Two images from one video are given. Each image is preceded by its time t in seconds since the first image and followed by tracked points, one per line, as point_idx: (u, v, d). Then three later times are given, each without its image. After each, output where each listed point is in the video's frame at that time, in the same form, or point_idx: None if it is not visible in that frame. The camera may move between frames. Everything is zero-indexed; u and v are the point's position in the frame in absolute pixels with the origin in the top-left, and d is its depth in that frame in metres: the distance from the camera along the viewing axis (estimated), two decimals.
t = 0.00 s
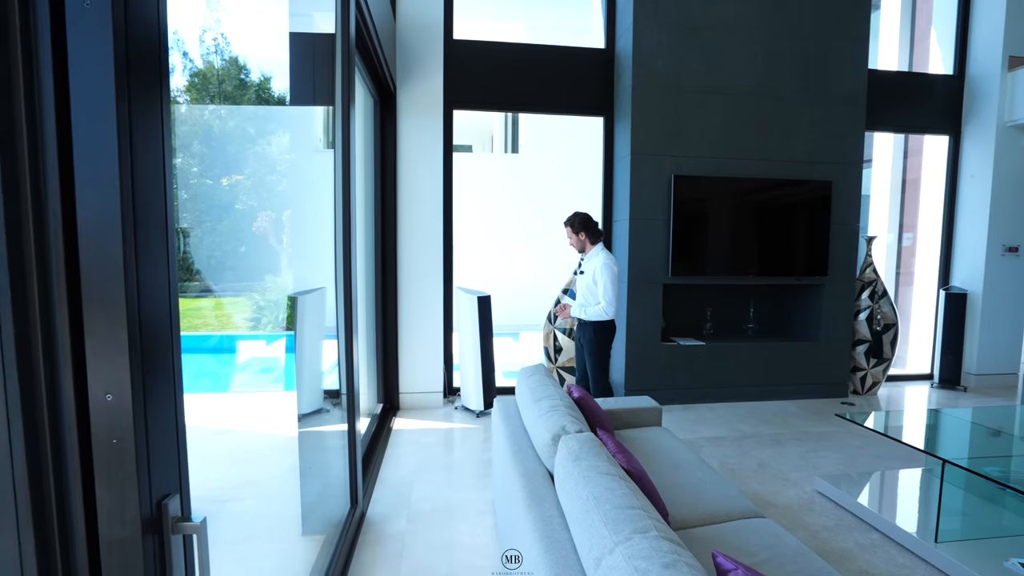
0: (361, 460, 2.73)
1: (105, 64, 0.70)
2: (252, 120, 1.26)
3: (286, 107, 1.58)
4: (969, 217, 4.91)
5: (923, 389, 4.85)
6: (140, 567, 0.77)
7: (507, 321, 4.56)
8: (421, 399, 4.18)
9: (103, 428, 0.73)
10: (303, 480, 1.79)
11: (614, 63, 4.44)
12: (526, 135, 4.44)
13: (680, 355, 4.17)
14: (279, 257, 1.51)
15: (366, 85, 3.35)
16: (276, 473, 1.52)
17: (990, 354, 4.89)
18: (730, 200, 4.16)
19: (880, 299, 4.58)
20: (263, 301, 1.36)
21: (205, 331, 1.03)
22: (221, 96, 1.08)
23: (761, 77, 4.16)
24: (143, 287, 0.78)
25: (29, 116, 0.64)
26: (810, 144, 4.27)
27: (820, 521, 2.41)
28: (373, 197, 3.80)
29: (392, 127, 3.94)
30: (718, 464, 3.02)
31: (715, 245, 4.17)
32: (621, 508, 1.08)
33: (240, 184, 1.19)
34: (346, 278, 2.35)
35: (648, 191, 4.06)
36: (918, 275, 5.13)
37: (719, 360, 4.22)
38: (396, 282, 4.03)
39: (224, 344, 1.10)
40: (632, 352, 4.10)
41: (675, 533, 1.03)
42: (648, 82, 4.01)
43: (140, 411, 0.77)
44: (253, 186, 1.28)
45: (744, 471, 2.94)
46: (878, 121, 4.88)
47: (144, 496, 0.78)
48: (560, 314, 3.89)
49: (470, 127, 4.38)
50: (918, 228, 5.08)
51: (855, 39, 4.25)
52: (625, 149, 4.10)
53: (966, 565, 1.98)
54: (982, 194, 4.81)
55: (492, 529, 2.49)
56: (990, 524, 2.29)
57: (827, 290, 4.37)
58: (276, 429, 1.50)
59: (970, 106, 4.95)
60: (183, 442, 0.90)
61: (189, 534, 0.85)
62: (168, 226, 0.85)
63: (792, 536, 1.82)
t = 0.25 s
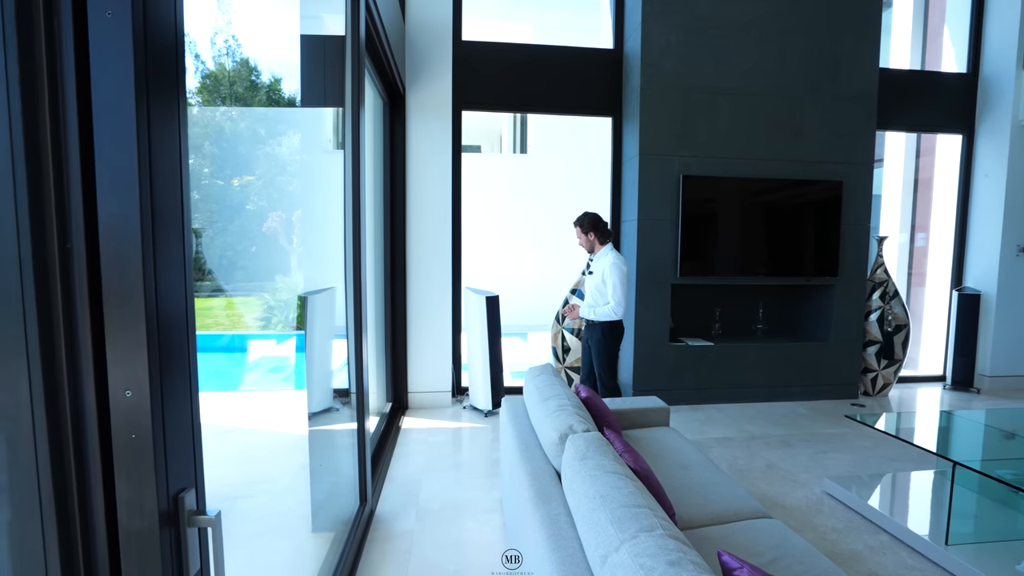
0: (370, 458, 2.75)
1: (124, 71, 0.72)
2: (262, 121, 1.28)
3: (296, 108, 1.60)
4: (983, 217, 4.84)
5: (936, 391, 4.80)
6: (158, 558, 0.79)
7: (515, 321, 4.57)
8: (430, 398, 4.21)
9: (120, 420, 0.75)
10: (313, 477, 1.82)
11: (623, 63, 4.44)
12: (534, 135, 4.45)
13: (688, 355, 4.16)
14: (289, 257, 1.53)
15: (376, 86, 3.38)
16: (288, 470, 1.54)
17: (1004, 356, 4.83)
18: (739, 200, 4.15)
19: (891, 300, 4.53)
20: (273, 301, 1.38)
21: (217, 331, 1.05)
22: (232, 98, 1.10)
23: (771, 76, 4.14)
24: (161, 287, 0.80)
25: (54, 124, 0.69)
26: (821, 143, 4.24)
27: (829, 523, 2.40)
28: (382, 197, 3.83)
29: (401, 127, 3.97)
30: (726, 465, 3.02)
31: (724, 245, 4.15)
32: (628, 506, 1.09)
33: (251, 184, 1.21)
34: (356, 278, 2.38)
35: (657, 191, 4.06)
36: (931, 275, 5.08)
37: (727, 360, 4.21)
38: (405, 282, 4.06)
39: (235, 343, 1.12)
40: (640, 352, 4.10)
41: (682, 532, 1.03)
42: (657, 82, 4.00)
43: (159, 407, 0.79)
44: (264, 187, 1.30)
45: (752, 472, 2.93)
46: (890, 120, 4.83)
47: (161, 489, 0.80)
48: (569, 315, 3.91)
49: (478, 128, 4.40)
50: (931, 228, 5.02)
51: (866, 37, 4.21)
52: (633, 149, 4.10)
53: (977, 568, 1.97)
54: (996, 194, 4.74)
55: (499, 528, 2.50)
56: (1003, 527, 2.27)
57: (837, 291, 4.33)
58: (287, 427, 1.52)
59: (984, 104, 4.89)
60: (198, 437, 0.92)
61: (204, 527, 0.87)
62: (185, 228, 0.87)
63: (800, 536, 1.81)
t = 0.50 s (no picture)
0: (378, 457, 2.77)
1: (141, 76, 0.74)
2: (271, 122, 1.30)
3: (305, 108, 1.62)
4: (996, 216, 4.79)
5: (946, 392, 4.76)
6: (172, 550, 0.81)
7: (523, 320, 4.58)
8: (437, 397, 4.23)
9: (134, 414, 0.77)
10: (321, 475, 1.84)
11: (631, 63, 4.43)
12: (542, 135, 4.46)
13: (696, 355, 4.15)
14: (298, 256, 1.55)
15: (384, 86, 3.41)
16: (296, 468, 1.56)
17: (1016, 357, 4.77)
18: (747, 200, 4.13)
19: (901, 300, 4.49)
20: (282, 300, 1.40)
21: (227, 330, 1.06)
22: (242, 99, 1.12)
23: (779, 75, 4.12)
24: (175, 285, 0.82)
25: (72, 125, 0.71)
26: (830, 143, 4.21)
27: (836, 523, 2.39)
28: (390, 198, 3.85)
29: (409, 127, 3.99)
30: (733, 465, 3.01)
31: (732, 245, 4.14)
32: (632, 504, 1.10)
33: (260, 185, 1.23)
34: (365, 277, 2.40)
35: (664, 191, 4.05)
36: (942, 275, 5.03)
37: (735, 360, 4.19)
38: (413, 281, 4.08)
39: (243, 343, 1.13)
40: (647, 352, 4.09)
41: (686, 530, 1.04)
42: (664, 81, 3.99)
43: (173, 403, 0.81)
44: (273, 187, 1.32)
45: (759, 472, 2.92)
46: (900, 119, 4.79)
47: (175, 483, 0.82)
48: (573, 317, 3.90)
49: (486, 128, 4.41)
50: (942, 227, 4.97)
51: (877, 35, 4.18)
52: (640, 149, 4.09)
53: (986, 570, 1.95)
54: (1009, 193, 4.68)
55: (506, 526, 2.52)
56: (1014, 529, 2.25)
57: (846, 291, 4.30)
58: (296, 424, 1.55)
59: (997, 103, 4.83)
60: (211, 433, 0.94)
61: (216, 521, 0.89)
62: (198, 228, 0.89)
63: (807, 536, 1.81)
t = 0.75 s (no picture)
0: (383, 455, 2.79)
1: (151, 78, 0.76)
2: (279, 123, 1.31)
3: (311, 109, 1.63)
4: (1005, 216, 4.74)
5: (955, 393, 4.72)
6: (181, 544, 0.83)
7: (528, 320, 4.59)
8: (443, 396, 4.24)
9: (144, 410, 0.78)
10: (327, 473, 1.86)
11: (636, 62, 4.43)
12: (547, 135, 4.47)
13: (701, 355, 4.14)
14: (304, 256, 1.56)
15: (389, 87, 3.42)
16: (302, 466, 1.58)
17: None
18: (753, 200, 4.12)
19: (909, 300, 4.45)
20: (289, 300, 1.41)
21: (235, 330, 1.08)
22: (249, 99, 1.13)
23: (786, 74, 4.10)
24: (184, 284, 0.83)
25: (84, 125, 0.72)
26: (837, 142, 4.19)
27: (841, 524, 2.38)
28: (396, 198, 3.87)
29: (415, 128, 4.01)
30: (738, 465, 3.00)
31: (738, 245, 4.12)
32: (636, 502, 1.10)
33: (267, 185, 1.25)
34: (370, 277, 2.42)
35: (669, 190, 4.04)
36: (950, 275, 4.99)
37: (740, 360, 4.18)
38: (419, 281, 4.10)
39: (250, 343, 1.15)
40: (652, 352, 4.09)
41: (689, 529, 1.04)
42: (670, 81, 3.99)
43: (181, 401, 0.82)
44: (280, 187, 1.33)
45: (764, 473, 2.91)
46: (908, 118, 4.76)
47: (185, 478, 0.84)
48: (563, 318, 3.86)
49: (492, 128, 4.42)
50: (950, 227, 4.93)
51: (885, 33, 4.15)
52: (646, 148, 4.09)
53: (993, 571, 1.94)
54: (1018, 193, 4.64)
55: (510, 525, 2.53)
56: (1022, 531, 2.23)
57: (853, 291, 4.28)
58: (302, 422, 1.56)
59: (1006, 101, 4.78)
60: (219, 429, 0.95)
61: (223, 515, 0.91)
62: (206, 228, 0.90)
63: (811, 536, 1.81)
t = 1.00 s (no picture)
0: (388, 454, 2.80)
1: (163, 81, 0.77)
2: (284, 123, 1.32)
3: (317, 110, 1.65)
4: (1013, 216, 4.71)
5: (962, 394, 4.69)
6: (192, 540, 0.84)
7: (532, 320, 4.59)
8: (447, 396, 4.25)
9: (156, 409, 0.79)
10: (332, 472, 1.87)
11: (641, 63, 4.43)
12: (552, 135, 4.47)
13: (705, 356, 4.13)
14: (309, 256, 1.58)
15: (394, 87, 3.44)
16: (308, 465, 1.59)
17: None
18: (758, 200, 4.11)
19: (915, 301, 4.43)
20: (294, 300, 1.42)
21: (240, 329, 1.09)
22: (255, 100, 1.14)
23: (791, 74, 4.09)
24: (194, 284, 0.85)
25: (97, 130, 0.74)
26: (843, 142, 4.17)
27: (846, 525, 2.37)
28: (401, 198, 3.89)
29: (420, 128, 4.02)
30: (743, 465, 3.00)
31: (743, 245, 4.12)
32: (640, 502, 1.11)
33: (272, 185, 1.26)
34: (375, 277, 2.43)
35: (674, 191, 4.04)
36: (957, 275, 4.96)
37: (745, 361, 4.17)
38: (423, 281, 4.12)
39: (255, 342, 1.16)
40: (656, 352, 4.09)
41: (693, 528, 1.05)
42: (674, 81, 3.98)
43: (192, 398, 0.83)
44: (285, 187, 1.35)
45: (769, 473, 2.91)
46: (915, 118, 4.73)
47: (194, 475, 0.85)
48: (552, 315, 3.59)
49: (496, 128, 4.43)
50: (957, 227, 4.90)
51: (891, 32, 4.13)
52: (650, 149, 4.09)
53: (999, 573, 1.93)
54: None
55: (514, 524, 2.53)
56: None
57: (859, 291, 4.26)
58: (308, 421, 1.58)
59: (1014, 100, 4.75)
60: (228, 427, 0.96)
61: (232, 512, 0.92)
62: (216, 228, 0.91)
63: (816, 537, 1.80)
